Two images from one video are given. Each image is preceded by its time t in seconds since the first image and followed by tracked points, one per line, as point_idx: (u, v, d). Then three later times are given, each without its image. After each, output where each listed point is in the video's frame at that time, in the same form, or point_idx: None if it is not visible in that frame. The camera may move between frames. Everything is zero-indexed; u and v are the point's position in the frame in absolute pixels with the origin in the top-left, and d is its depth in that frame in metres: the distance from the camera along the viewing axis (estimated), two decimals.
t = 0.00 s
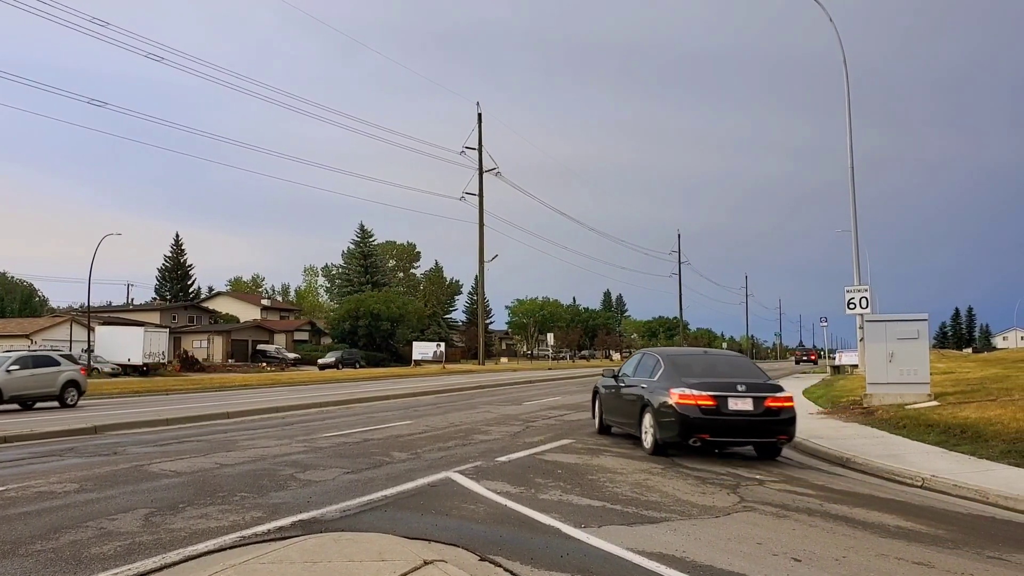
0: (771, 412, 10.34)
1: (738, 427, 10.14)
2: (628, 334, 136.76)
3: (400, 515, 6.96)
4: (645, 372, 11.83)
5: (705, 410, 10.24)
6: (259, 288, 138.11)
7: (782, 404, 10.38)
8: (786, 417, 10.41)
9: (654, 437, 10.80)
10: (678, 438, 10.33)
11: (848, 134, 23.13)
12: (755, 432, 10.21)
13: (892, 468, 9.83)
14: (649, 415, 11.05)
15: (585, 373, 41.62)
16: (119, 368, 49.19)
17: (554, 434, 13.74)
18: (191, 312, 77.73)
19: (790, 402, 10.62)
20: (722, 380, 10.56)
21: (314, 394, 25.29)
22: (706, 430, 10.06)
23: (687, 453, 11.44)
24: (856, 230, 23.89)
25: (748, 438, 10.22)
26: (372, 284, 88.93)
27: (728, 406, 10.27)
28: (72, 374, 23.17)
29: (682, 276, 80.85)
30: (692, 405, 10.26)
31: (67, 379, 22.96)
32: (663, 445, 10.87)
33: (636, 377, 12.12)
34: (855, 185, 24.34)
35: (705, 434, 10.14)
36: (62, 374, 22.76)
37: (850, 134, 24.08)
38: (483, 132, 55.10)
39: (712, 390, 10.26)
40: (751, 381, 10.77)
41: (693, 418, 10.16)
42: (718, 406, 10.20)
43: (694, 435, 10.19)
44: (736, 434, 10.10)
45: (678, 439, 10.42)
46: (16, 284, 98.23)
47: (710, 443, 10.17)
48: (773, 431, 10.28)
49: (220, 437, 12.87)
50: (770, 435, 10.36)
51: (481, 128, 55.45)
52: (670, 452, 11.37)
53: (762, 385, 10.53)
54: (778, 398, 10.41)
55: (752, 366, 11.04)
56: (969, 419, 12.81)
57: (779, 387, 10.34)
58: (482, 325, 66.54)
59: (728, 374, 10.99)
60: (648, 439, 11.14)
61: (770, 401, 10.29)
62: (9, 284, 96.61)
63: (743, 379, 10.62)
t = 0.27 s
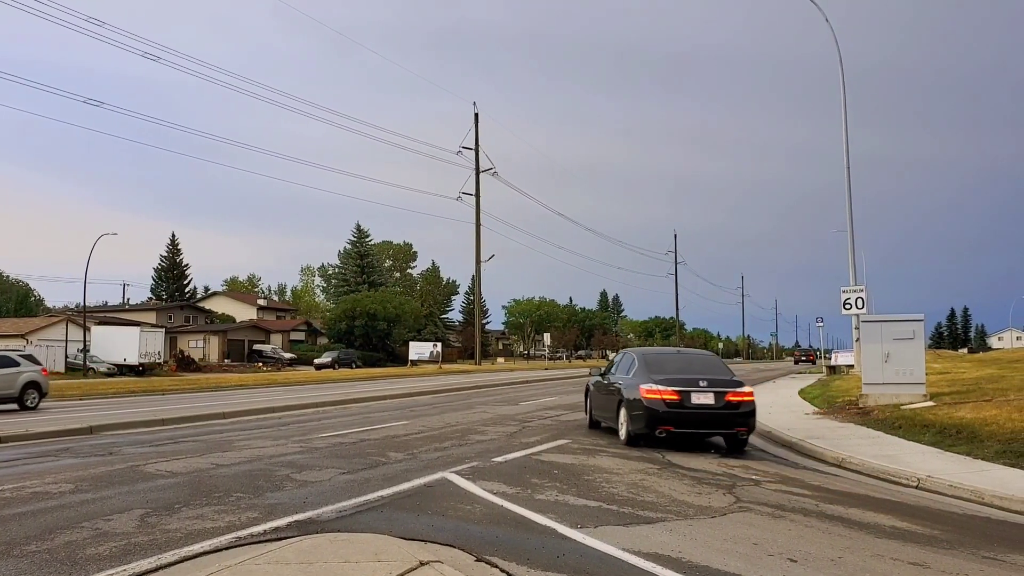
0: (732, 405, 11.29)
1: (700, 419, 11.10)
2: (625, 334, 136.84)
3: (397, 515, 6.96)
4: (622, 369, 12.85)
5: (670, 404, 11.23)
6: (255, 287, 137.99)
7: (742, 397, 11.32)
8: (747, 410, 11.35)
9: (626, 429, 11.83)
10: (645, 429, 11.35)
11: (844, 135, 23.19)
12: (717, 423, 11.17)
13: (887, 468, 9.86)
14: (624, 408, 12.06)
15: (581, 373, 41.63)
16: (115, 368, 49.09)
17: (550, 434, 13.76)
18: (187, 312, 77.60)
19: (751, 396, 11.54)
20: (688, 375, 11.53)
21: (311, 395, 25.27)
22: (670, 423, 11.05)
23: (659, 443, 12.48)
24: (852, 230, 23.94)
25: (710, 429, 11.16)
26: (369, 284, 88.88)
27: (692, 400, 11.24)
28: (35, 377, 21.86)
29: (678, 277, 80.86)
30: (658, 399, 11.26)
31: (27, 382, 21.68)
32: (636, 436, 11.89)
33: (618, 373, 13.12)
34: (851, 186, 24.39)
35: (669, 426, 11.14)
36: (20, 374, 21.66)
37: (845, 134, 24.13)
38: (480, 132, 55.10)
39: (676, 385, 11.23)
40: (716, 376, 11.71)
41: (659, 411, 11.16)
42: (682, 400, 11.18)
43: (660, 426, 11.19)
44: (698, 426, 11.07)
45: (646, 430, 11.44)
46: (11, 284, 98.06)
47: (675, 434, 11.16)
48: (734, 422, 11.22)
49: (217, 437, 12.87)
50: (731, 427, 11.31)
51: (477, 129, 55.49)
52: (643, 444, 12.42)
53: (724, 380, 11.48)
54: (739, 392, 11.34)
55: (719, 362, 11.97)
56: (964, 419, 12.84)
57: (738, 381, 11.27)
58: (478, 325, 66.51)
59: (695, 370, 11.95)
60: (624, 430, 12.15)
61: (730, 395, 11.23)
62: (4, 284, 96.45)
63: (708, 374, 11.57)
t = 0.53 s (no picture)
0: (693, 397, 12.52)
1: (664, 410, 12.34)
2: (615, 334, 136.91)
3: (386, 516, 6.95)
4: (600, 368, 14.17)
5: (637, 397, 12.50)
6: (245, 287, 137.59)
7: (703, 390, 12.55)
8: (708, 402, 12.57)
9: (600, 421, 13.15)
10: (616, 421, 12.64)
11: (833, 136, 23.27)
12: (679, 414, 12.42)
13: (876, 467, 9.90)
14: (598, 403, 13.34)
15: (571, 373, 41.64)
16: (104, 368, 48.86)
17: (540, 434, 13.76)
18: (176, 311, 77.29)
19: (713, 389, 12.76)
20: (655, 371, 12.81)
21: (301, 395, 25.21)
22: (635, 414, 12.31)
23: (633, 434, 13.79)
24: (841, 230, 24.04)
25: (673, 419, 12.42)
26: (359, 284, 88.70)
27: (657, 392, 12.51)
28: None
29: (668, 277, 80.91)
30: (625, 393, 12.57)
31: None
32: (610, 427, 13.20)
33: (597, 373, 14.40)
34: (841, 187, 24.47)
35: (636, 416, 12.41)
36: None
37: (834, 135, 24.21)
38: (470, 132, 55.05)
39: (642, 380, 12.52)
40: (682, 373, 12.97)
41: (626, 403, 12.45)
42: (647, 392, 12.46)
43: (628, 417, 12.48)
44: (661, 416, 12.32)
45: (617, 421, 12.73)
46: None
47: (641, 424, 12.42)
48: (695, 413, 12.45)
49: (206, 437, 12.82)
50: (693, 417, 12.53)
51: (468, 129, 55.53)
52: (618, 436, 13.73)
53: (688, 375, 12.73)
54: (700, 385, 12.58)
55: (685, 359, 13.22)
56: (953, 419, 12.89)
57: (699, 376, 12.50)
58: (469, 325, 66.39)
59: (664, 367, 13.22)
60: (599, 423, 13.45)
61: (691, 388, 12.46)
62: None
63: (673, 370, 12.82)
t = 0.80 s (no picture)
0: (663, 392, 13.74)
1: (635, 404, 13.58)
2: (605, 334, 137.09)
3: (375, 516, 6.93)
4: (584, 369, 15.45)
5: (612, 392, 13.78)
6: (234, 287, 137.14)
7: (672, 385, 13.76)
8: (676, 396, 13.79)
9: (580, 415, 14.48)
10: (594, 415, 13.89)
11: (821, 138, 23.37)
12: (649, 408, 13.65)
13: (864, 467, 9.93)
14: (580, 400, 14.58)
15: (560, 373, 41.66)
16: (91, 368, 48.61)
17: (530, 434, 13.75)
18: (164, 311, 76.95)
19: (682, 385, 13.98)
20: (628, 368, 14.06)
21: (290, 395, 25.14)
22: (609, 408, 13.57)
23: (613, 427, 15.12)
24: (829, 230, 24.14)
25: (645, 412, 13.63)
26: (348, 284, 88.53)
27: (629, 388, 13.78)
28: None
29: (657, 277, 81.00)
30: (601, 389, 13.86)
31: None
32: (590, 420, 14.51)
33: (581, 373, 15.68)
34: (829, 188, 24.56)
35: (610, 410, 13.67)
36: None
37: (822, 135, 24.32)
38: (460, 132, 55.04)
39: (615, 376, 13.77)
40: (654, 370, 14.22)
41: (601, 399, 13.72)
42: (620, 388, 13.72)
43: (603, 411, 13.77)
44: (632, 410, 13.56)
45: (594, 414, 14.05)
46: None
47: (615, 417, 13.69)
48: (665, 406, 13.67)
49: (194, 438, 12.77)
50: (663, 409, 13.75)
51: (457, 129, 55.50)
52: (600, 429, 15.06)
53: (659, 372, 13.96)
54: (669, 381, 13.78)
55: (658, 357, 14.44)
56: (940, 418, 12.95)
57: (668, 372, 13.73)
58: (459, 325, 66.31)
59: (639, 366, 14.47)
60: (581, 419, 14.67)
61: (661, 384, 13.67)
62: None
63: (645, 367, 14.05)
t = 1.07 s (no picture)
0: (637, 388, 15.08)
1: (611, 399, 14.95)
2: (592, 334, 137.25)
3: (361, 517, 6.92)
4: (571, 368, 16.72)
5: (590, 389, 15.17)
6: (220, 287, 136.65)
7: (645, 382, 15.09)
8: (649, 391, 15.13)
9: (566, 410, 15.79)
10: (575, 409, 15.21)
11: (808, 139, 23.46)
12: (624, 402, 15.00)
13: (849, 467, 9.98)
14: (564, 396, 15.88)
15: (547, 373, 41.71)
16: (77, 368, 48.34)
17: (517, 434, 13.77)
18: (150, 311, 76.60)
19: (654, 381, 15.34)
20: (606, 367, 15.42)
21: (277, 395, 25.08)
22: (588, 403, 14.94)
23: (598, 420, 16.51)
24: (815, 231, 24.25)
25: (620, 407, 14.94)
26: (335, 283, 88.33)
27: (606, 384, 15.20)
28: None
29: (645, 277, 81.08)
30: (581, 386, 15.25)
31: None
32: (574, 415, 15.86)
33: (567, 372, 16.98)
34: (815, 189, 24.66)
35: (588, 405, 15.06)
36: None
37: (808, 137, 24.42)
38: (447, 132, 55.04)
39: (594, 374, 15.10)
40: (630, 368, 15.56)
41: (581, 394, 15.04)
42: (598, 384, 15.14)
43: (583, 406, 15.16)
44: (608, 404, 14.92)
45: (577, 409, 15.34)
46: None
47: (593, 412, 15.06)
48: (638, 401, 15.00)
49: (180, 438, 12.72)
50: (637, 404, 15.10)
51: (445, 128, 55.43)
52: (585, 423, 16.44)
53: (634, 369, 15.31)
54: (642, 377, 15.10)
55: (635, 355, 15.79)
56: (925, 419, 13.03)
57: (641, 371, 15.10)
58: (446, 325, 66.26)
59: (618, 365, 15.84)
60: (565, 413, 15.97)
61: (635, 380, 15.00)
62: None
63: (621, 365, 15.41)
